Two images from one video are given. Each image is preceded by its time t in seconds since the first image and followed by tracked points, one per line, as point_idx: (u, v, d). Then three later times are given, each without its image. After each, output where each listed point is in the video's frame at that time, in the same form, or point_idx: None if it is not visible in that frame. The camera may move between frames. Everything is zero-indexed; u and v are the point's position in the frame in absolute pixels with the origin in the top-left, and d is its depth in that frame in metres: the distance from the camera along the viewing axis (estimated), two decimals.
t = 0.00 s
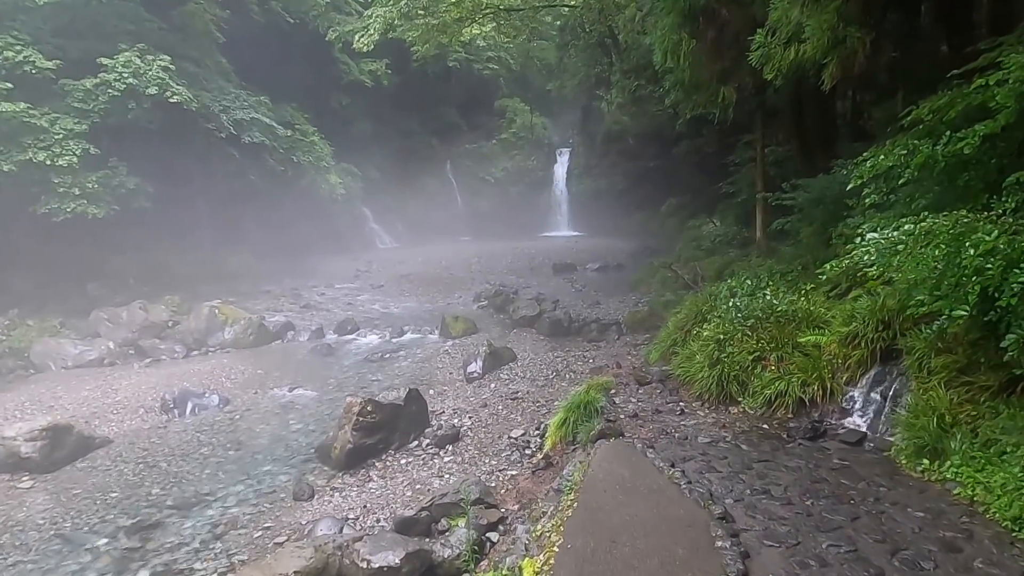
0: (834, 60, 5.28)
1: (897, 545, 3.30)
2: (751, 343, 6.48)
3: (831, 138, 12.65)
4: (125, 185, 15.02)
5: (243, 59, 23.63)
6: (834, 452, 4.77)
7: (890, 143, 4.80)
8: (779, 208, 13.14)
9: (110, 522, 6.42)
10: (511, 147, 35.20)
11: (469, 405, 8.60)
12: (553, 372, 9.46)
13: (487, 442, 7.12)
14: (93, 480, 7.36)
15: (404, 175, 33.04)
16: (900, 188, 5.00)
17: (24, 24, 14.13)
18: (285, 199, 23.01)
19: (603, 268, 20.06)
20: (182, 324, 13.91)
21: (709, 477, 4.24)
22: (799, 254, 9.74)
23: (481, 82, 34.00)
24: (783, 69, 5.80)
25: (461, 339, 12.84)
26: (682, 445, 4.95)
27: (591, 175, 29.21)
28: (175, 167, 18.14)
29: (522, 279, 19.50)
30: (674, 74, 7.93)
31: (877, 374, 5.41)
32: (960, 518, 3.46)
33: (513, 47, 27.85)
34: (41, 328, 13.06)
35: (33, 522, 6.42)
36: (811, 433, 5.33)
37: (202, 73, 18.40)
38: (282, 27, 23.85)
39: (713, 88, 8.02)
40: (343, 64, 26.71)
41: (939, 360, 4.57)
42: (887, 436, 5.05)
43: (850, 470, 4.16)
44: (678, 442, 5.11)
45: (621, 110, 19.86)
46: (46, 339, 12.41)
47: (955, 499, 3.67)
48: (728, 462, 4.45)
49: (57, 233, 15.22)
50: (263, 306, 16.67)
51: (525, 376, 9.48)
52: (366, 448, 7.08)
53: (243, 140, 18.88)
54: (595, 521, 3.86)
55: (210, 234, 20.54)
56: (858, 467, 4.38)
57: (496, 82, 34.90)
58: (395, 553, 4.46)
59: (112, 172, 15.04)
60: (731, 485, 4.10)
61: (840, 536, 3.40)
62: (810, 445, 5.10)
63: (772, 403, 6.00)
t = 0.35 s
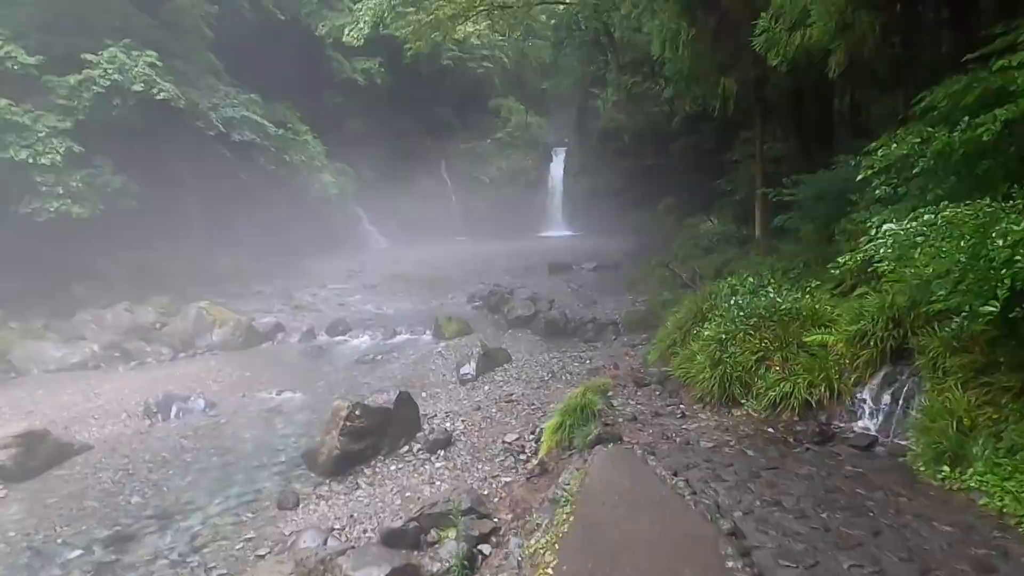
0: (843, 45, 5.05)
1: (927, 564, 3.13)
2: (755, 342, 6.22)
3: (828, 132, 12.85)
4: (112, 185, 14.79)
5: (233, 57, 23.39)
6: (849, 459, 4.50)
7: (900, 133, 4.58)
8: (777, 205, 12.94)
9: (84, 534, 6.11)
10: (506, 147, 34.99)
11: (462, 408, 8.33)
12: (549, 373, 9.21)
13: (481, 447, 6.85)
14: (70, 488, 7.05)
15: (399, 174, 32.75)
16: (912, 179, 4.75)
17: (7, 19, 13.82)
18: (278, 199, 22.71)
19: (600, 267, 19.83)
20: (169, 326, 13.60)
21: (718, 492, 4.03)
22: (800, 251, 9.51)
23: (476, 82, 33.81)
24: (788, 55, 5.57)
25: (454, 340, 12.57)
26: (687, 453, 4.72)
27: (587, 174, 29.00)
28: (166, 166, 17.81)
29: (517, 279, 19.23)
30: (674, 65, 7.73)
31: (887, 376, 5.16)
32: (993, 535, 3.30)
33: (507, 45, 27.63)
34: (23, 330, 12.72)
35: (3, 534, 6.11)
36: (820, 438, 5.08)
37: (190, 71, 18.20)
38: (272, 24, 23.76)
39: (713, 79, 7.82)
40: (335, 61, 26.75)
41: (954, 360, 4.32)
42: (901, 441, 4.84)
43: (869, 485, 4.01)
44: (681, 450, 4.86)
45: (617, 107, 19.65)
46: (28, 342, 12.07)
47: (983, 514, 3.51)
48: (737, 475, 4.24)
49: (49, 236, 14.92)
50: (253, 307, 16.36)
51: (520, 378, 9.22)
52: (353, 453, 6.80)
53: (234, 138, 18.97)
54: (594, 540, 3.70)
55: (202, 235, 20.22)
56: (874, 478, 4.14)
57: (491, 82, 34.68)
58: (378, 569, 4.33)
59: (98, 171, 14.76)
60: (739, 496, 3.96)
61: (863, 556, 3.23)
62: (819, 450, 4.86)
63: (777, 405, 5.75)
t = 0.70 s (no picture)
0: (849, 27, 4.84)
1: None
2: (755, 341, 5.99)
3: (828, 127, 12.73)
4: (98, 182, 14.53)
5: (223, 55, 23.23)
6: (857, 463, 4.32)
7: (910, 119, 4.36)
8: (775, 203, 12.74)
9: (54, 543, 5.82)
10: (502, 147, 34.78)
11: (453, 410, 8.07)
12: (543, 374, 8.96)
13: (470, 451, 6.59)
14: (42, 495, 6.76)
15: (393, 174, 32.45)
16: (920, 168, 4.54)
17: None
18: (270, 198, 22.42)
19: (596, 267, 19.61)
20: (155, 326, 13.30)
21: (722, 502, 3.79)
22: (799, 249, 9.28)
23: (471, 81, 33.60)
24: (792, 40, 5.35)
25: (447, 340, 12.32)
26: (687, 459, 4.48)
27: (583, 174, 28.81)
28: (154, 164, 17.48)
29: (512, 279, 18.98)
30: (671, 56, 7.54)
31: (894, 376, 4.95)
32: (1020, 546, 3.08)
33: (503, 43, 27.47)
34: (5, 331, 12.40)
35: None
36: (826, 440, 4.85)
37: (180, 68, 17.95)
38: (264, 22, 23.58)
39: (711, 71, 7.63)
40: (328, 60, 26.61)
41: (967, 359, 4.11)
42: (912, 444, 4.62)
43: (883, 492, 3.79)
44: (681, 456, 4.62)
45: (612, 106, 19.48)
46: (9, 343, 11.76)
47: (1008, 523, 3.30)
48: (740, 484, 4.01)
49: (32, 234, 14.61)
50: (243, 307, 16.06)
51: (513, 379, 8.97)
52: (338, 458, 6.52)
53: (224, 136, 18.73)
54: (587, 552, 3.46)
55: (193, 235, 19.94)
56: (887, 485, 3.91)
57: (486, 81, 34.47)
58: None
59: (83, 168, 14.48)
60: (744, 505, 3.73)
61: (881, 571, 3.02)
62: (826, 454, 4.63)
63: (780, 407, 5.52)
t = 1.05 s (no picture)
0: (859, 16, 4.61)
1: None
2: (758, 346, 5.75)
3: (828, 129, 12.57)
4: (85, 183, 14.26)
5: (216, 55, 23.00)
6: (868, 477, 4.10)
7: (923, 113, 4.13)
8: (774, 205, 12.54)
9: (23, 558, 5.54)
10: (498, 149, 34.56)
11: (445, 416, 7.80)
12: (538, 379, 8.71)
13: (461, 460, 6.33)
14: (14, 507, 6.47)
15: (388, 176, 32.20)
16: (934, 164, 4.30)
17: None
18: (264, 200, 22.16)
19: (592, 270, 19.38)
20: (142, 329, 13.01)
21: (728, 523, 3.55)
22: (800, 250, 9.06)
23: (467, 82, 33.39)
24: (799, 29, 5.12)
25: (441, 344, 12.06)
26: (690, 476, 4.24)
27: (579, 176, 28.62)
28: (143, 165, 17.21)
29: (508, 281, 18.76)
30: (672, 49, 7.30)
31: (905, 384, 4.72)
32: None
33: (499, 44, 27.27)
34: None
35: None
36: (834, 451, 4.60)
37: (170, 67, 17.67)
38: (258, 21, 23.35)
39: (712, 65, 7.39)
40: (322, 61, 26.44)
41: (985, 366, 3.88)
42: (926, 455, 4.39)
43: (899, 512, 3.56)
44: (681, 471, 4.38)
45: (610, 106, 19.28)
46: None
47: None
48: (746, 504, 3.77)
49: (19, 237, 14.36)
50: (234, 310, 15.77)
51: (508, 384, 8.72)
52: (324, 468, 6.24)
53: (214, 136, 18.41)
54: None
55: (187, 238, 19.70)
56: (903, 502, 3.68)
57: (483, 83, 34.27)
58: None
59: (69, 168, 14.20)
60: (751, 526, 3.51)
61: None
62: (835, 466, 4.39)
63: (784, 415, 5.28)
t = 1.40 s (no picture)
0: None
1: None
2: (759, 347, 5.53)
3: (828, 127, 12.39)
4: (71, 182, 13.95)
5: (209, 53, 22.72)
6: (882, 487, 3.90)
7: (936, 101, 3.92)
8: (774, 204, 12.35)
9: None
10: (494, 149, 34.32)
11: (436, 421, 7.56)
12: (533, 382, 8.47)
13: (452, 466, 6.09)
14: None
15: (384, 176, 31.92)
16: (949, 155, 4.09)
17: None
18: (255, 199, 21.94)
19: (589, 270, 19.15)
20: (130, 331, 12.73)
21: (733, 542, 3.36)
22: (801, 250, 8.86)
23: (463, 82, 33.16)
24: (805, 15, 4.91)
25: (434, 346, 11.82)
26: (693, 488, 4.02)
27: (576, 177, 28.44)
28: (128, 162, 16.95)
29: (503, 282, 18.53)
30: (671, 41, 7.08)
31: (916, 387, 4.51)
32: None
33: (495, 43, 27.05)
34: None
35: None
36: (842, 457, 4.38)
37: (160, 64, 17.39)
38: (251, 19, 23.10)
39: (712, 57, 7.17)
40: (316, 59, 26.19)
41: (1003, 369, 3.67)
42: (939, 463, 4.18)
43: (918, 528, 3.35)
44: (682, 481, 4.17)
45: (607, 105, 19.06)
46: None
47: None
48: (753, 519, 3.57)
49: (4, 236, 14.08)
50: (224, 312, 15.50)
51: (501, 387, 8.48)
52: (309, 475, 6.00)
53: (205, 134, 18.06)
54: None
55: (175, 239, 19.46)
56: (921, 517, 3.47)
57: (479, 84, 34.07)
58: None
59: (55, 166, 13.90)
60: (758, 544, 3.31)
61: None
62: (845, 475, 4.17)
63: (788, 420, 5.06)
